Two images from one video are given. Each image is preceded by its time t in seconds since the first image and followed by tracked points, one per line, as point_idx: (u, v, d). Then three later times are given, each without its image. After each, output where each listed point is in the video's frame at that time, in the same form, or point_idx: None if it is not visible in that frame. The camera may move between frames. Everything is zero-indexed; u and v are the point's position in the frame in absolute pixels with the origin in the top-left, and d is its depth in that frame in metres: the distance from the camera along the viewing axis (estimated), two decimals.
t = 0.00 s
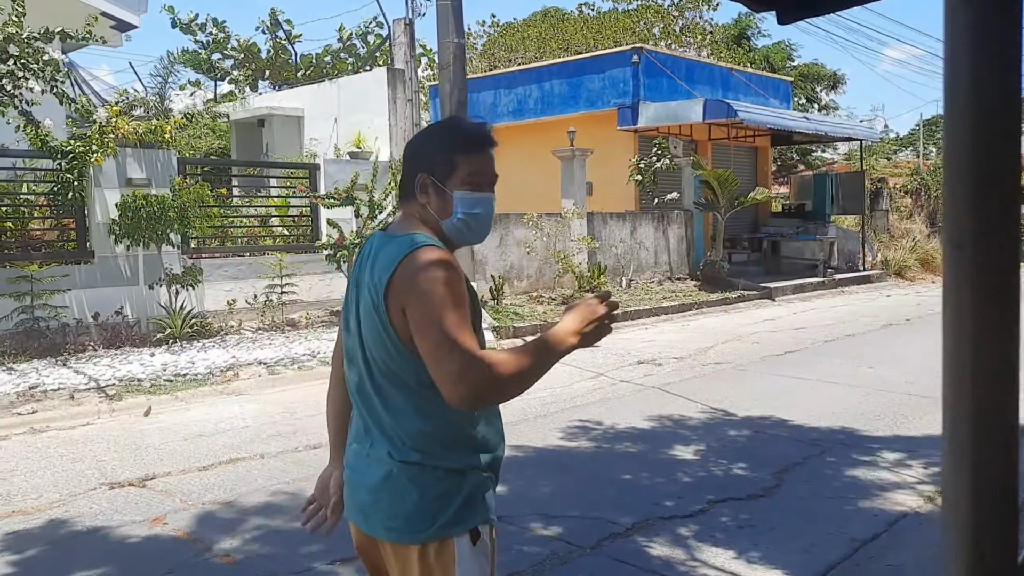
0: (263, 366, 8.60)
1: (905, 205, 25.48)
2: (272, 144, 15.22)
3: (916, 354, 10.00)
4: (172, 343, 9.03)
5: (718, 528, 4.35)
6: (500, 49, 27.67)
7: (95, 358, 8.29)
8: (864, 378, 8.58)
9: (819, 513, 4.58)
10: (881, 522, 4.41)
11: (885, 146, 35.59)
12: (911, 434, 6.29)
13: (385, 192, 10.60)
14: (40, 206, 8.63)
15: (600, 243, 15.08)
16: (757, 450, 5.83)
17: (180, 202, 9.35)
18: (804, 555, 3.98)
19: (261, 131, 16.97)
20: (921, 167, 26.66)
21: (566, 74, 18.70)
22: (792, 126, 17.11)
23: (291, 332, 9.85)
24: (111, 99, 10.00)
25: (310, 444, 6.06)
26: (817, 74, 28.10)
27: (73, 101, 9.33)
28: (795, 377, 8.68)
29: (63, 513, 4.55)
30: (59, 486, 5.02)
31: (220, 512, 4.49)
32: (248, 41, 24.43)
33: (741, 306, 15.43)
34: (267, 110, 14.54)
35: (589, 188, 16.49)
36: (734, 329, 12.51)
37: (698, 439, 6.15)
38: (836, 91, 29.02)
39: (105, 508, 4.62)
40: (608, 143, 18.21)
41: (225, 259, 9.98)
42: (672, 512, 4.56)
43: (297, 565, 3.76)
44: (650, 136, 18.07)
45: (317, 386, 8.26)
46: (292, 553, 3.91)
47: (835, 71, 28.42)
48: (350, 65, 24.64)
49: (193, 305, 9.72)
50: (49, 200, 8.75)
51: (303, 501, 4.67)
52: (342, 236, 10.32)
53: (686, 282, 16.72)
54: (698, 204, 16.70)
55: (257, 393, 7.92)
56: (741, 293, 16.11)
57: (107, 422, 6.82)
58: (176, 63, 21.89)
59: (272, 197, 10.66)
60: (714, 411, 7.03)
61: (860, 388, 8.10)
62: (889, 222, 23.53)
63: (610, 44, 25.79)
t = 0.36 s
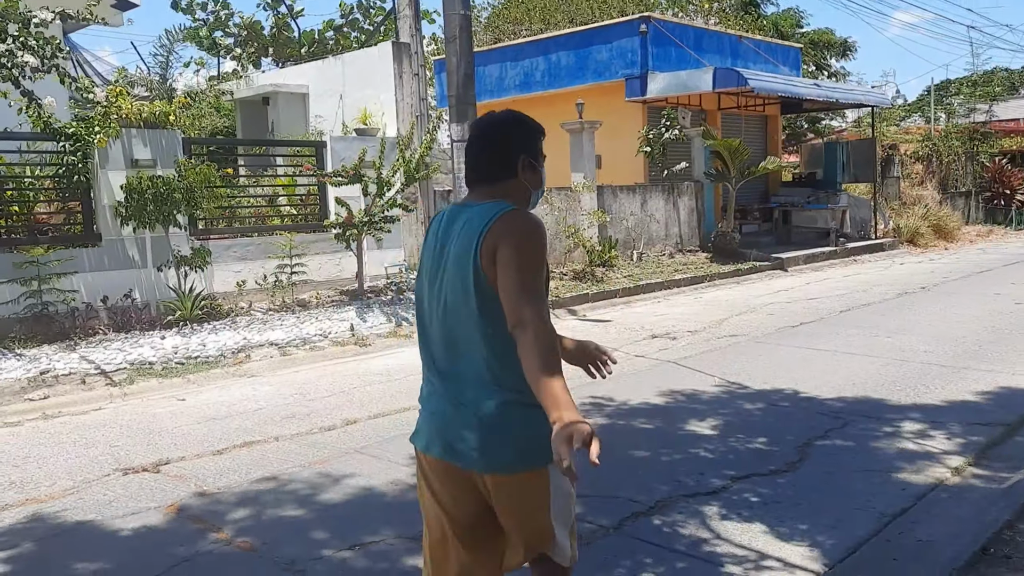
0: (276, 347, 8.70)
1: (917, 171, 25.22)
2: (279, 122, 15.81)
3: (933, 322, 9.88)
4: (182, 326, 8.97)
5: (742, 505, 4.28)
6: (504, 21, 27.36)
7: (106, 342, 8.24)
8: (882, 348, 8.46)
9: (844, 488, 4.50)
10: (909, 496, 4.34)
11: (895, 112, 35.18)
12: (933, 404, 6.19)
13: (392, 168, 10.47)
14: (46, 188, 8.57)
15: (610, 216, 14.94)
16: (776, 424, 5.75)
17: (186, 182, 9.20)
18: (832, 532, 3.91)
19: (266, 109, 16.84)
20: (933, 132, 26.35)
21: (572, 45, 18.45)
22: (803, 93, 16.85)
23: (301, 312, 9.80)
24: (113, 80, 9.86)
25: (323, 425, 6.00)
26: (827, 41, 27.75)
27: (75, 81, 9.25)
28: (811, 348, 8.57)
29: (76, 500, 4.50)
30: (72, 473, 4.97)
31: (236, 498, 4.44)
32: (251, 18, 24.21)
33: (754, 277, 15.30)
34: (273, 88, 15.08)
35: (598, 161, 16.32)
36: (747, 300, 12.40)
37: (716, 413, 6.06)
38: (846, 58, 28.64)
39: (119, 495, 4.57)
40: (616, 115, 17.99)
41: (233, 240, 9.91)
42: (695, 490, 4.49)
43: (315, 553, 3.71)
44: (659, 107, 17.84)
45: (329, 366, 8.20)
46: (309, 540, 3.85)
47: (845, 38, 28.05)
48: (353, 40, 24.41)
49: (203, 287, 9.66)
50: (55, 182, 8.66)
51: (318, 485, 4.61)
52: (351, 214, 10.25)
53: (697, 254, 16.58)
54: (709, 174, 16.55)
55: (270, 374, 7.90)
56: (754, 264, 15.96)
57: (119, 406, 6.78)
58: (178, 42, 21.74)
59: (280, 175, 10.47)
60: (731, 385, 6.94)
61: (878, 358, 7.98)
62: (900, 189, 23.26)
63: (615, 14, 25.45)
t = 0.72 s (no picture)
0: (278, 346, 8.61)
1: (919, 167, 25.15)
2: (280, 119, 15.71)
3: (938, 320, 9.82)
4: (184, 324, 8.92)
5: (753, 508, 4.24)
6: (505, 17, 27.26)
7: (108, 341, 8.19)
8: (887, 346, 8.41)
9: (855, 489, 4.45)
10: (921, 498, 4.29)
11: (896, 108, 35.07)
12: (942, 403, 6.14)
13: (394, 164, 10.39)
14: (46, 187, 8.50)
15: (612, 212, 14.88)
16: (784, 424, 5.69)
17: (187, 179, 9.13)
18: (844, 535, 3.87)
19: (266, 105, 16.77)
20: (935, 127, 26.29)
21: (574, 41, 18.38)
22: (805, 89, 16.77)
23: (303, 310, 9.72)
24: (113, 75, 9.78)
25: (327, 425, 5.95)
26: (828, 36, 27.70)
27: (76, 75, 9.18)
28: (817, 345, 8.51)
29: (79, 503, 4.46)
30: (74, 475, 4.93)
31: (240, 501, 4.40)
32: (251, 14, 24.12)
33: (757, 274, 15.24)
34: (274, 83, 15.04)
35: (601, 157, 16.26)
36: (750, 297, 12.34)
37: (723, 412, 6.01)
38: (848, 53, 28.58)
39: (122, 498, 4.52)
40: (618, 111, 17.92)
41: (235, 237, 9.85)
42: (704, 492, 4.44)
43: (321, 558, 3.67)
44: (661, 102, 17.77)
45: (331, 365, 8.15)
46: (315, 545, 3.82)
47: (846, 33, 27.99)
48: (354, 36, 24.33)
49: (205, 284, 9.61)
50: (55, 181, 8.60)
51: (323, 488, 4.57)
52: (353, 211, 10.16)
53: (700, 250, 16.52)
54: (711, 170, 16.52)
55: (272, 373, 7.85)
56: (757, 260, 15.90)
57: (121, 406, 6.73)
58: (178, 37, 21.66)
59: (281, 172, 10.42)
60: (737, 384, 6.88)
61: (884, 355, 7.93)
62: (902, 184, 23.18)
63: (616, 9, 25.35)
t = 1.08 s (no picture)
0: (213, 348, 8.42)
1: (849, 169, 25.84)
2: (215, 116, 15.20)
3: (870, 318, 10.09)
4: (114, 327, 8.62)
5: (697, 508, 4.27)
6: (445, 16, 27.15)
7: (33, 345, 7.87)
8: (823, 344, 8.60)
9: (796, 489, 4.53)
10: (859, 496, 4.38)
11: (827, 112, 36.03)
12: (876, 401, 6.29)
13: (334, 163, 10.22)
14: None
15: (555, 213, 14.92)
16: (726, 423, 5.76)
17: (118, 177, 8.74)
18: (787, 535, 3.93)
19: (201, 102, 16.37)
20: (865, 131, 27.05)
21: (515, 42, 18.40)
22: (741, 92, 17.08)
23: (240, 312, 9.50)
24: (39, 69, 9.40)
25: (266, 431, 5.81)
26: (762, 41, 28.32)
27: None
28: (755, 344, 8.66)
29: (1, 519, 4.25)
30: None
31: (177, 512, 4.25)
32: (184, 8, 23.51)
33: (696, 273, 15.46)
34: (208, 80, 14.48)
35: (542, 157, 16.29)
36: (691, 297, 12.51)
37: (667, 413, 6.04)
38: (781, 58, 29.23)
39: (49, 511, 4.34)
40: (559, 112, 17.97)
41: (169, 237, 9.59)
42: (650, 493, 4.47)
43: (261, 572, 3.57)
44: (601, 104, 17.90)
45: (269, 368, 7.98)
46: (254, 559, 3.71)
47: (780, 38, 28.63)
48: (292, 32, 23.91)
49: (136, 286, 9.33)
50: None
51: (262, 498, 4.45)
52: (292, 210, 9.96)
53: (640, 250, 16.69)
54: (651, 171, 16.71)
55: (208, 377, 7.64)
56: (696, 260, 16.13)
57: (47, 414, 6.47)
58: (108, 31, 21.01)
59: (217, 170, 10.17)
60: (681, 384, 6.95)
61: (820, 354, 8.10)
62: (834, 186, 23.80)
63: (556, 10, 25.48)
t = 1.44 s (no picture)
0: (85, 356, 7.98)
1: (727, 169, 26.85)
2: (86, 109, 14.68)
3: (749, 312, 10.51)
4: None
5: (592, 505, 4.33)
6: (329, 12, 26.63)
7: None
8: (707, 338, 8.88)
9: (685, 481, 4.66)
10: (745, 487, 4.55)
11: (704, 114, 37.36)
12: (757, 393, 6.56)
13: (214, 160, 9.82)
14: None
15: (445, 211, 14.86)
16: (618, 419, 5.87)
17: None
18: (679, 527, 4.04)
19: (67, 94, 15.44)
20: (740, 132, 28.16)
21: (401, 39, 18.22)
22: (625, 93, 17.46)
23: (115, 316, 9.02)
24: None
25: (145, 442, 5.53)
26: (644, 43, 29.28)
27: None
28: (642, 340, 8.88)
29: None
30: None
31: (50, 534, 4.00)
32: None
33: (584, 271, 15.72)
34: (77, 73, 13.93)
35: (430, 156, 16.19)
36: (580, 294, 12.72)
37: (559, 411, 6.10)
38: (662, 60, 30.18)
39: None
40: (447, 111, 17.93)
41: (34, 239, 9.01)
42: (546, 492, 4.51)
43: None
44: (489, 103, 17.96)
45: (148, 375, 7.61)
46: None
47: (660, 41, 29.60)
48: (167, 23, 22.85)
49: None
50: None
51: (143, 514, 4.24)
52: (170, 210, 9.53)
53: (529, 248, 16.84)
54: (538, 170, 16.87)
55: (80, 386, 7.22)
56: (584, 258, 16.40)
57: None
58: None
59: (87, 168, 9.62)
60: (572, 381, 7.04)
61: (704, 348, 8.36)
62: (712, 185, 24.68)
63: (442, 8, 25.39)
